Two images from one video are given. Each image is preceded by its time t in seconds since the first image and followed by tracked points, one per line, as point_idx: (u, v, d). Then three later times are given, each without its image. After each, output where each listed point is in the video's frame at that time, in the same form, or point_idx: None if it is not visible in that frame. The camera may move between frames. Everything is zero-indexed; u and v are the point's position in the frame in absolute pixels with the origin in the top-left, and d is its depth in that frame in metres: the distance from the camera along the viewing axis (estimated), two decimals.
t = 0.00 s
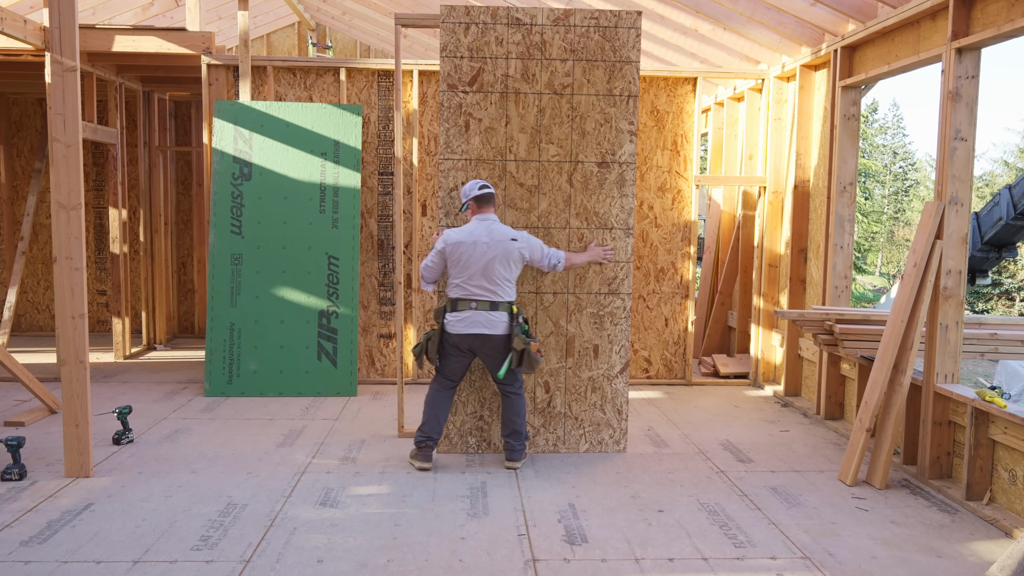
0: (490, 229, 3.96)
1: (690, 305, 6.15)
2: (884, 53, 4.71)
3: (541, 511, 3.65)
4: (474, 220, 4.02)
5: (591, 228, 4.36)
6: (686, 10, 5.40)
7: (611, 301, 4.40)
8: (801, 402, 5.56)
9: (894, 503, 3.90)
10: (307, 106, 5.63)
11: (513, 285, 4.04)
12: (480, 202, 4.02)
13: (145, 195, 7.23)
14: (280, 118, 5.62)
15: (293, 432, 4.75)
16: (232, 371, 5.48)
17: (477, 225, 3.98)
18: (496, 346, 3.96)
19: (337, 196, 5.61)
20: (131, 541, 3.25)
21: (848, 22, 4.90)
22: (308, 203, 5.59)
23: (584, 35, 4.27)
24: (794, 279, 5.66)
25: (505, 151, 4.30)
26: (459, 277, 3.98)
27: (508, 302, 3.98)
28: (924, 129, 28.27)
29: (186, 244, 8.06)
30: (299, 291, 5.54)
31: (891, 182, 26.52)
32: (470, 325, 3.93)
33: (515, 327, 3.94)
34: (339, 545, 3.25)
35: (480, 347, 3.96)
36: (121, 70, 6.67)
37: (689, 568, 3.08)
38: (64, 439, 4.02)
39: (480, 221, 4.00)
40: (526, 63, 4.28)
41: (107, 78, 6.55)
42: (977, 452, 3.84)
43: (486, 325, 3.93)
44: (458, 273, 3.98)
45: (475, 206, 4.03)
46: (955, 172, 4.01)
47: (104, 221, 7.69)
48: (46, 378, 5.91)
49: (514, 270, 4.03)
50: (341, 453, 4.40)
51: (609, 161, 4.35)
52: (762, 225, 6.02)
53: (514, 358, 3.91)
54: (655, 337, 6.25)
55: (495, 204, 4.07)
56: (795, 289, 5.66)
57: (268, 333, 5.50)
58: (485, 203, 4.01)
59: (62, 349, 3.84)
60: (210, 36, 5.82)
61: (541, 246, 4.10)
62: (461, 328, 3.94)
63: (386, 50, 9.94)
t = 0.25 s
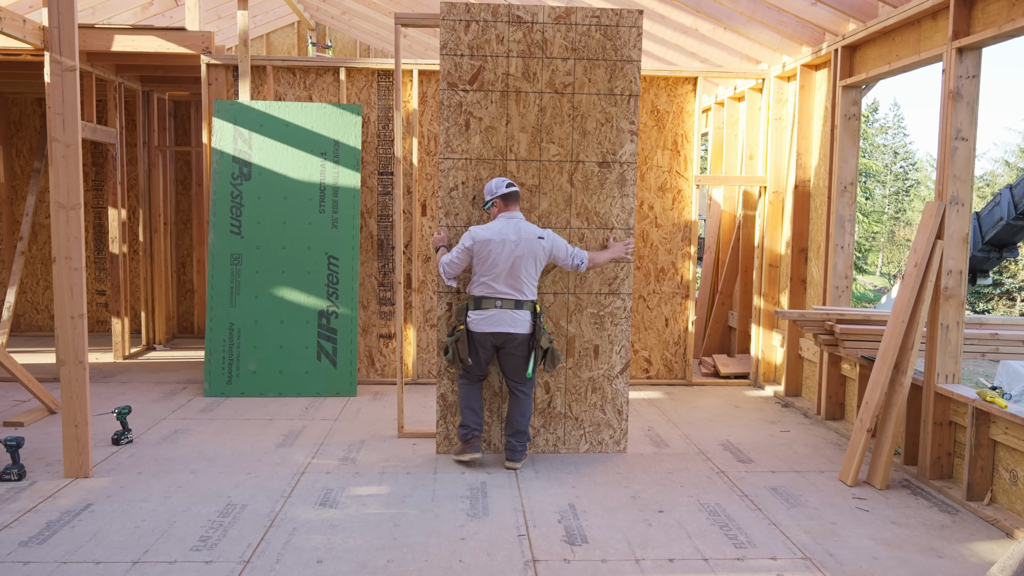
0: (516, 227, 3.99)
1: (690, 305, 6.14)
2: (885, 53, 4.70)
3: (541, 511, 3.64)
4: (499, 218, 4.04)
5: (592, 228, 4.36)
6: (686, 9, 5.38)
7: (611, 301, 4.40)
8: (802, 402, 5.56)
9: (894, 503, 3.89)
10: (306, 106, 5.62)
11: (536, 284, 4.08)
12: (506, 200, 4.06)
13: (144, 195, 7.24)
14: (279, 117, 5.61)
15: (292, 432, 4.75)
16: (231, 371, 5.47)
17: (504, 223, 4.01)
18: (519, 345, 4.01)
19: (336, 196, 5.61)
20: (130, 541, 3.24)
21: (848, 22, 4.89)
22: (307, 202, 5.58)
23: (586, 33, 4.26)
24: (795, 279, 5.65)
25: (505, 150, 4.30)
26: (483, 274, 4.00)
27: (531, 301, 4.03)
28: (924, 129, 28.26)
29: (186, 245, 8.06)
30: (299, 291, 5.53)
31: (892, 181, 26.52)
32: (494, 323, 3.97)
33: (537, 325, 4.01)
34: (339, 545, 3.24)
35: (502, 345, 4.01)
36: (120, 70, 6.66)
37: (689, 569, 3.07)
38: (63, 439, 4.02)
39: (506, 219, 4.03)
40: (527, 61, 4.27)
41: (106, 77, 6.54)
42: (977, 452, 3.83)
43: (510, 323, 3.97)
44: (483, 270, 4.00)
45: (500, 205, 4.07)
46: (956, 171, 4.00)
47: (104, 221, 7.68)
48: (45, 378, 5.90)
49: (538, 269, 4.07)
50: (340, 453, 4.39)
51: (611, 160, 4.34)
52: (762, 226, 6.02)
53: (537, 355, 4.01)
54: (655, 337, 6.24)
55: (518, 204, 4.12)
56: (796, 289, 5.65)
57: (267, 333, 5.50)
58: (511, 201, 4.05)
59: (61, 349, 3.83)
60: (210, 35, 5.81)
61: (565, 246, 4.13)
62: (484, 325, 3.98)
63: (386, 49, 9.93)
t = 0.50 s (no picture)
0: (527, 228, 3.98)
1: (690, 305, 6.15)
2: (885, 53, 4.69)
3: (541, 512, 3.64)
4: (510, 219, 4.04)
5: (593, 228, 4.35)
6: (687, 9, 5.37)
7: (612, 302, 4.39)
8: (802, 402, 5.55)
9: (895, 504, 3.89)
10: (306, 105, 5.62)
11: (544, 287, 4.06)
12: (518, 202, 4.05)
13: (144, 194, 7.24)
14: (279, 117, 5.61)
15: (292, 432, 4.74)
16: (231, 372, 5.47)
17: (514, 224, 4.00)
18: (522, 347, 3.99)
19: (336, 196, 5.60)
20: (129, 541, 3.24)
21: (849, 22, 4.88)
22: (307, 202, 5.57)
23: (587, 32, 4.25)
24: (795, 279, 5.65)
25: (506, 150, 4.29)
26: (491, 273, 3.99)
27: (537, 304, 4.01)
28: (925, 129, 28.25)
29: (186, 244, 8.06)
30: (299, 292, 5.53)
31: (893, 181, 26.49)
32: (499, 324, 3.96)
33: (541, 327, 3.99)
34: (338, 546, 3.24)
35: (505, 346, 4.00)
36: (119, 70, 6.65)
37: (690, 570, 3.06)
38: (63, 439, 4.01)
39: (518, 220, 4.02)
40: (528, 60, 4.26)
41: (105, 77, 6.54)
42: (978, 453, 3.82)
43: (514, 325, 3.96)
44: (491, 269, 3.99)
45: (513, 206, 4.06)
46: (957, 171, 4.00)
47: (104, 221, 7.68)
48: (45, 378, 5.89)
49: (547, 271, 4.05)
50: (340, 453, 4.39)
51: (612, 160, 4.34)
52: (762, 226, 6.01)
53: (538, 358, 3.97)
54: (655, 337, 6.23)
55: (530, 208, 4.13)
56: (796, 290, 5.64)
57: (267, 333, 5.49)
58: (523, 203, 4.05)
59: (60, 349, 3.82)
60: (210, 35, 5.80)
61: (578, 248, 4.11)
62: (489, 325, 3.98)
63: (386, 49, 9.92)
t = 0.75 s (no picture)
0: (526, 229, 3.98)
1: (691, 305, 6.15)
2: (885, 53, 4.69)
3: (541, 512, 3.63)
4: (508, 220, 4.03)
5: (590, 228, 4.35)
6: (687, 9, 5.36)
7: (608, 302, 4.38)
8: (802, 402, 5.55)
9: (895, 504, 3.88)
10: (306, 105, 5.61)
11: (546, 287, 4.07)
12: (515, 203, 4.05)
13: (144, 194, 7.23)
14: (278, 117, 5.60)
15: (292, 432, 4.74)
16: (231, 372, 5.46)
17: (513, 224, 4.00)
18: (526, 347, 3.99)
19: (336, 196, 5.59)
20: (129, 542, 3.23)
21: (849, 21, 4.88)
22: (307, 202, 5.57)
23: (585, 31, 4.25)
24: (795, 280, 5.64)
25: (502, 149, 4.29)
26: (494, 276, 3.99)
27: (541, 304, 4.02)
28: (925, 129, 28.24)
29: (185, 244, 8.06)
30: (299, 292, 5.52)
31: (893, 181, 26.47)
32: (505, 325, 3.95)
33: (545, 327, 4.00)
34: (338, 546, 3.23)
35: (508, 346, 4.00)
36: (118, 70, 6.65)
37: (690, 570, 3.06)
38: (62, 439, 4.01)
39: (516, 220, 4.02)
40: (525, 59, 4.25)
41: (104, 77, 6.53)
42: (978, 453, 3.82)
43: (519, 326, 3.95)
44: (493, 272, 3.99)
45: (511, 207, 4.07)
46: (957, 171, 3.99)
47: (103, 221, 7.68)
48: (45, 378, 5.89)
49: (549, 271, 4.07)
50: (340, 453, 4.38)
51: (609, 160, 4.33)
52: (763, 226, 6.00)
53: (541, 358, 3.97)
54: (655, 338, 6.22)
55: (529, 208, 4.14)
56: (796, 290, 5.64)
57: (267, 333, 5.48)
58: (521, 203, 4.05)
59: (60, 349, 3.82)
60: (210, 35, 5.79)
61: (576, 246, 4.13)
62: (492, 328, 3.97)
63: (386, 49, 9.91)
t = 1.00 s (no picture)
0: (521, 230, 3.98)
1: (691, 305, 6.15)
2: (886, 53, 4.69)
3: (541, 512, 3.63)
4: (502, 222, 4.03)
5: (576, 228, 4.38)
6: (687, 9, 5.35)
7: (593, 301, 4.39)
8: (802, 402, 5.55)
9: (896, 504, 3.88)
10: (306, 105, 5.61)
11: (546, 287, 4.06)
12: (508, 204, 4.04)
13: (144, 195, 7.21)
14: (278, 117, 5.60)
15: (292, 433, 4.74)
16: (231, 372, 5.46)
17: (507, 226, 3.99)
18: (531, 347, 4.01)
19: (336, 196, 5.59)
20: (128, 542, 3.23)
21: (849, 21, 4.87)
22: (306, 202, 5.56)
23: (578, 31, 4.19)
24: (795, 280, 5.64)
25: (491, 148, 4.30)
26: (492, 279, 4.00)
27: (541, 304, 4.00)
28: (925, 129, 28.22)
29: (185, 245, 8.05)
30: (299, 292, 5.52)
31: (893, 181, 26.44)
32: (508, 326, 3.95)
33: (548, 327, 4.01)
34: (338, 546, 3.23)
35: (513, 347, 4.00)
36: (118, 70, 6.64)
37: (690, 570, 3.06)
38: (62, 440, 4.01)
39: (510, 221, 4.01)
40: (516, 58, 4.22)
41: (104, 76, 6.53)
42: (979, 453, 3.82)
43: (522, 326, 3.95)
44: (491, 275, 4.00)
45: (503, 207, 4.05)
46: (957, 171, 3.99)
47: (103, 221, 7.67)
48: (45, 378, 5.88)
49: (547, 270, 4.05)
50: (339, 454, 4.38)
51: (598, 161, 4.34)
52: (763, 225, 5.99)
53: (549, 357, 4.01)
54: (656, 338, 6.22)
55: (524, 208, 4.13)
56: (796, 290, 5.63)
57: (266, 333, 5.48)
58: (513, 204, 4.04)
59: (60, 350, 3.81)
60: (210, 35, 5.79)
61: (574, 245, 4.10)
62: (495, 329, 3.97)
63: (386, 49, 9.90)
